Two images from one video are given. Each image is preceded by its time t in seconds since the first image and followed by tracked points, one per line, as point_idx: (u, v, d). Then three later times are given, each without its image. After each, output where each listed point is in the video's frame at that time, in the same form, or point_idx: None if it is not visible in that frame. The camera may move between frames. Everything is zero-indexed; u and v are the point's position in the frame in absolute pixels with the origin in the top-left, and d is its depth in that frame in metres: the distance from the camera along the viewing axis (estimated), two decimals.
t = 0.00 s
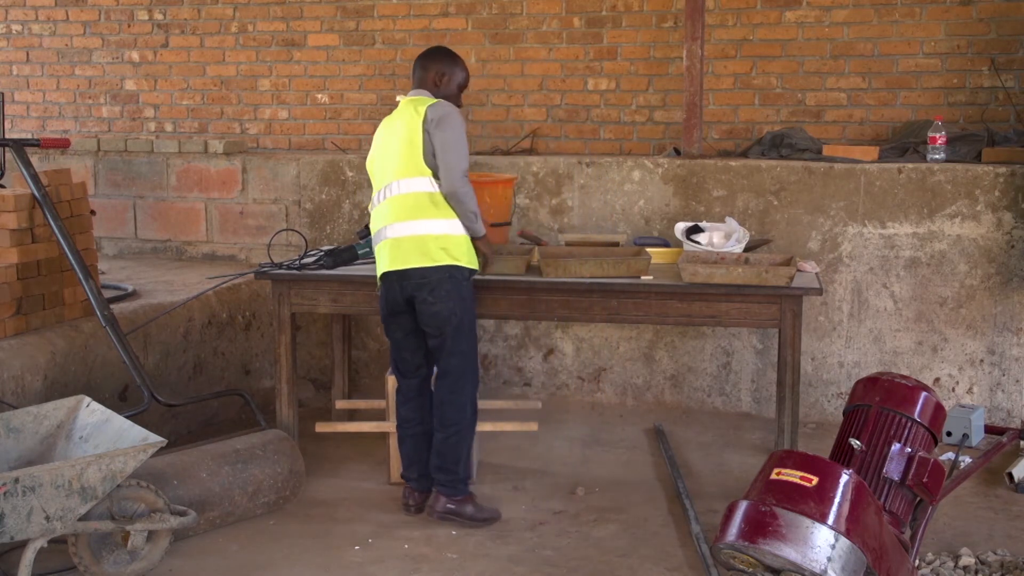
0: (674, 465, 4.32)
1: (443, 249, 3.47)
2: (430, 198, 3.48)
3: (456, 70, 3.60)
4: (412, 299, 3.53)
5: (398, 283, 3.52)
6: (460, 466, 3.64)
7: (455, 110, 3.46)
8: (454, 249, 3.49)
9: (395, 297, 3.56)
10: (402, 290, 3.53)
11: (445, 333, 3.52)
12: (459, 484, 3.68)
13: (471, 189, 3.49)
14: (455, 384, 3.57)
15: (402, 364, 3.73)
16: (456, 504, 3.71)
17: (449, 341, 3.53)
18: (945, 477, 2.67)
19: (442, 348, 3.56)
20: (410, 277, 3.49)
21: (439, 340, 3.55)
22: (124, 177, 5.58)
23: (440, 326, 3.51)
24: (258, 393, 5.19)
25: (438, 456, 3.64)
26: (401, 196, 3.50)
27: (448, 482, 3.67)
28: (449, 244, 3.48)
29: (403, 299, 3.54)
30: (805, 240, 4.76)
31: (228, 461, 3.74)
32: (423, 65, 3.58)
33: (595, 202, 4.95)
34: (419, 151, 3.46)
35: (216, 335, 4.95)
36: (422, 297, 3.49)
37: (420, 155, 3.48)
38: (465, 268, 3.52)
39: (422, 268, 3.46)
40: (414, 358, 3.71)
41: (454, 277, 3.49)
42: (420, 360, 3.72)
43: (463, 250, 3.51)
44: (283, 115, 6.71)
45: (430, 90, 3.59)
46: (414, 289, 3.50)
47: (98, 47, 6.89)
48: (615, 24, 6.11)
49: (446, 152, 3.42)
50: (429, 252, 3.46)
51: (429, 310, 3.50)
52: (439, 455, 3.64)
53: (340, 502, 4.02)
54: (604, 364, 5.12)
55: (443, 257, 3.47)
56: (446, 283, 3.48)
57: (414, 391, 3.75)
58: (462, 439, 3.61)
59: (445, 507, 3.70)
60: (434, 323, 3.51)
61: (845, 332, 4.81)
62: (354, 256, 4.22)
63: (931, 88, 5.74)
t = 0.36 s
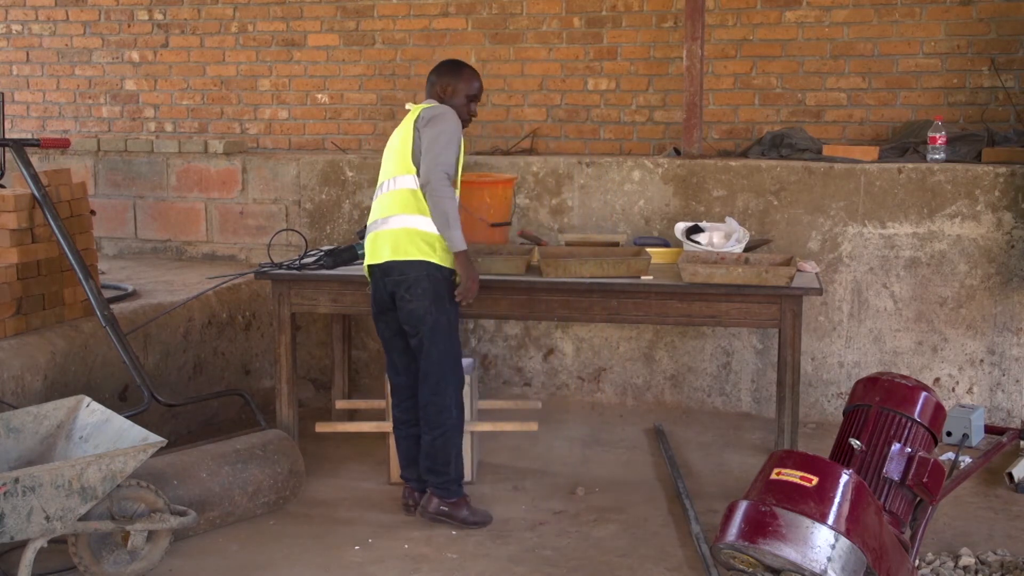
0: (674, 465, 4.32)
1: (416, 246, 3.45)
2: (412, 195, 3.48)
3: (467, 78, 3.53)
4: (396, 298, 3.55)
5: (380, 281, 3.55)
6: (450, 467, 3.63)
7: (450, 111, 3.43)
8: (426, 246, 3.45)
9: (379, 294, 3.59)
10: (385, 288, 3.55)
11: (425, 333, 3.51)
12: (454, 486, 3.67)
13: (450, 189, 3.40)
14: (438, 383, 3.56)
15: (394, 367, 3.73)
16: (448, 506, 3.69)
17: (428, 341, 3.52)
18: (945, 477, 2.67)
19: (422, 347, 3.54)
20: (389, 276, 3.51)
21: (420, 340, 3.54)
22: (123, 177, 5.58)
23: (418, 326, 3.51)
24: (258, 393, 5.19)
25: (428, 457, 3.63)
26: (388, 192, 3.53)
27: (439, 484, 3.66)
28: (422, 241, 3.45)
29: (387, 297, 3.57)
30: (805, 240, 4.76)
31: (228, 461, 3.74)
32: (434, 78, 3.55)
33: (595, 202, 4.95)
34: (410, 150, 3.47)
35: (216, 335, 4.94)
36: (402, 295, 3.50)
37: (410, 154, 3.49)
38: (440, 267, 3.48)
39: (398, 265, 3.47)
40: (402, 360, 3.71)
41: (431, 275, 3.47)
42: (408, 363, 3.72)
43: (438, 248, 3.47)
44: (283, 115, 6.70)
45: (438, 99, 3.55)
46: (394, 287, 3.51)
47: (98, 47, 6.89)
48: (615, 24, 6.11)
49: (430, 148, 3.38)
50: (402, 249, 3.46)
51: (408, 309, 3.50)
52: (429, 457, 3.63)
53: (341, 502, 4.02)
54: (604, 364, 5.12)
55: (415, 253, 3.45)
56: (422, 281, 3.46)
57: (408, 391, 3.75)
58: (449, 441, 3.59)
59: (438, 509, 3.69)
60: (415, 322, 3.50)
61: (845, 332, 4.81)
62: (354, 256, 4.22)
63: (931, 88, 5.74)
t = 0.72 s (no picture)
0: (674, 465, 4.32)
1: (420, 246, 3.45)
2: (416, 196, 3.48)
3: (474, 76, 3.51)
4: (399, 297, 3.55)
5: (384, 280, 3.55)
6: (446, 468, 3.60)
7: (455, 111, 3.41)
8: (429, 246, 3.46)
9: (383, 294, 3.59)
10: (389, 287, 3.55)
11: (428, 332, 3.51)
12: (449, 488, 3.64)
13: (450, 190, 3.38)
14: (440, 383, 3.54)
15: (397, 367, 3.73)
16: (443, 508, 3.65)
17: (431, 341, 3.51)
18: (945, 477, 2.67)
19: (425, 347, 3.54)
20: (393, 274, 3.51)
21: (424, 339, 3.53)
22: (123, 177, 5.58)
23: (422, 325, 3.51)
24: (258, 393, 5.19)
25: (425, 458, 3.61)
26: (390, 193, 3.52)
27: (435, 486, 3.63)
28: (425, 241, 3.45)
29: (390, 297, 3.57)
30: (805, 241, 4.76)
31: (228, 461, 3.74)
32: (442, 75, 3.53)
33: (595, 202, 4.95)
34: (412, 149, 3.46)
35: (216, 335, 4.94)
36: (405, 295, 3.50)
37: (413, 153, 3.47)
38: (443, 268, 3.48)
39: (400, 265, 3.47)
40: (405, 359, 3.71)
41: (434, 274, 3.46)
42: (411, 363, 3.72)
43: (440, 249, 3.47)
44: (283, 115, 6.70)
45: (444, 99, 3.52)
46: (397, 287, 3.51)
47: (97, 47, 6.88)
48: (615, 24, 6.11)
49: (430, 149, 3.36)
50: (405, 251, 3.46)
51: (410, 309, 3.50)
52: (426, 458, 3.61)
53: (340, 502, 4.02)
54: (605, 364, 5.12)
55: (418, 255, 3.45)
56: (425, 280, 3.46)
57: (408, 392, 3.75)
58: (447, 441, 3.57)
59: (431, 512, 3.65)
60: (418, 322, 3.50)
61: (845, 332, 4.81)
62: (354, 256, 4.22)
63: (931, 88, 5.74)
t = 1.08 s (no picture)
0: (674, 465, 4.32)
1: (437, 257, 3.45)
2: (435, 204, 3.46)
3: (489, 63, 3.48)
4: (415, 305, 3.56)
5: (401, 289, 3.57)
6: (470, 473, 3.59)
7: (467, 115, 3.36)
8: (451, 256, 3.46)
9: (400, 301, 3.61)
10: (405, 295, 3.56)
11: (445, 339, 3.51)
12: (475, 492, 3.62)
13: (467, 203, 3.36)
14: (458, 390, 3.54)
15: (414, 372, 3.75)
16: (471, 511, 3.64)
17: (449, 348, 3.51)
18: (945, 477, 2.67)
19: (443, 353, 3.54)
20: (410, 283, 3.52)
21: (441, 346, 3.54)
22: (123, 177, 5.58)
23: (437, 332, 3.52)
24: (258, 393, 5.19)
25: (449, 465, 3.60)
26: (408, 200, 3.51)
27: (460, 490, 3.63)
28: (442, 251, 3.45)
29: (406, 304, 3.59)
30: (805, 241, 4.76)
31: (228, 461, 3.74)
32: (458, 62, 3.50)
33: (595, 202, 4.95)
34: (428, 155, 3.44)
35: (216, 335, 4.94)
36: (422, 303, 3.51)
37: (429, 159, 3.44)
38: (461, 277, 3.48)
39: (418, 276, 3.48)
40: (422, 365, 3.72)
41: (449, 283, 3.47)
42: (428, 365, 3.74)
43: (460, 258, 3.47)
44: (283, 115, 6.70)
45: (459, 90, 3.52)
46: (413, 295, 3.52)
47: (97, 47, 6.88)
48: (615, 24, 6.11)
49: (446, 162, 3.33)
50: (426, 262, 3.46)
51: (426, 316, 3.52)
52: (449, 463, 3.60)
53: (340, 502, 4.02)
54: (604, 364, 5.12)
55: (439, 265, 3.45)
56: (440, 289, 3.47)
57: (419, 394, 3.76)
58: (467, 448, 3.56)
59: (460, 517, 3.65)
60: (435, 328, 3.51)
61: (845, 332, 4.81)
62: (354, 256, 4.21)
63: (931, 88, 5.74)
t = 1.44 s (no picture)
0: (674, 465, 4.32)
1: (482, 276, 3.42)
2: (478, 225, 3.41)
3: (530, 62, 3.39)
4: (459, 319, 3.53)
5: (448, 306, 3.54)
6: (485, 482, 3.60)
7: (508, 138, 3.27)
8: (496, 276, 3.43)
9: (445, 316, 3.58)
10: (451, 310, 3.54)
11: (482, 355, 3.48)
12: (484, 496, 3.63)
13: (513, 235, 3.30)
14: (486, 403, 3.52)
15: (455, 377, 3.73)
16: (477, 513, 3.65)
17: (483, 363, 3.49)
18: (945, 477, 2.67)
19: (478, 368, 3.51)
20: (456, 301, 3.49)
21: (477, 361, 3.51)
22: (123, 176, 5.58)
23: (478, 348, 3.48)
24: (258, 393, 5.19)
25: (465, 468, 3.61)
26: (447, 219, 3.45)
27: (473, 494, 3.64)
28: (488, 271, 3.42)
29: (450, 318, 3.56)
30: (804, 240, 4.76)
31: (228, 461, 3.74)
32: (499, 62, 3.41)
33: (595, 202, 4.95)
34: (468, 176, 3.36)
35: (216, 335, 4.94)
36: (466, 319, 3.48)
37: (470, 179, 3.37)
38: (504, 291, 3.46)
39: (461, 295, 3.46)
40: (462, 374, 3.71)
41: (494, 299, 3.44)
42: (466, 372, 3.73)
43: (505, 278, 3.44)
44: (283, 115, 6.70)
45: (505, 95, 3.44)
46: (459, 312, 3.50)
47: (97, 47, 6.88)
48: (614, 24, 6.11)
49: (490, 192, 3.27)
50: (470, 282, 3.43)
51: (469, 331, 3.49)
52: (467, 469, 3.61)
53: (341, 502, 4.02)
54: (604, 364, 5.12)
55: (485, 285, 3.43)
56: (484, 305, 3.44)
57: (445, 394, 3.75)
58: (487, 459, 3.55)
59: (468, 516, 3.67)
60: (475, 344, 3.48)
61: (846, 332, 4.81)
62: (354, 256, 4.20)
63: (931, 88, 5.74)
